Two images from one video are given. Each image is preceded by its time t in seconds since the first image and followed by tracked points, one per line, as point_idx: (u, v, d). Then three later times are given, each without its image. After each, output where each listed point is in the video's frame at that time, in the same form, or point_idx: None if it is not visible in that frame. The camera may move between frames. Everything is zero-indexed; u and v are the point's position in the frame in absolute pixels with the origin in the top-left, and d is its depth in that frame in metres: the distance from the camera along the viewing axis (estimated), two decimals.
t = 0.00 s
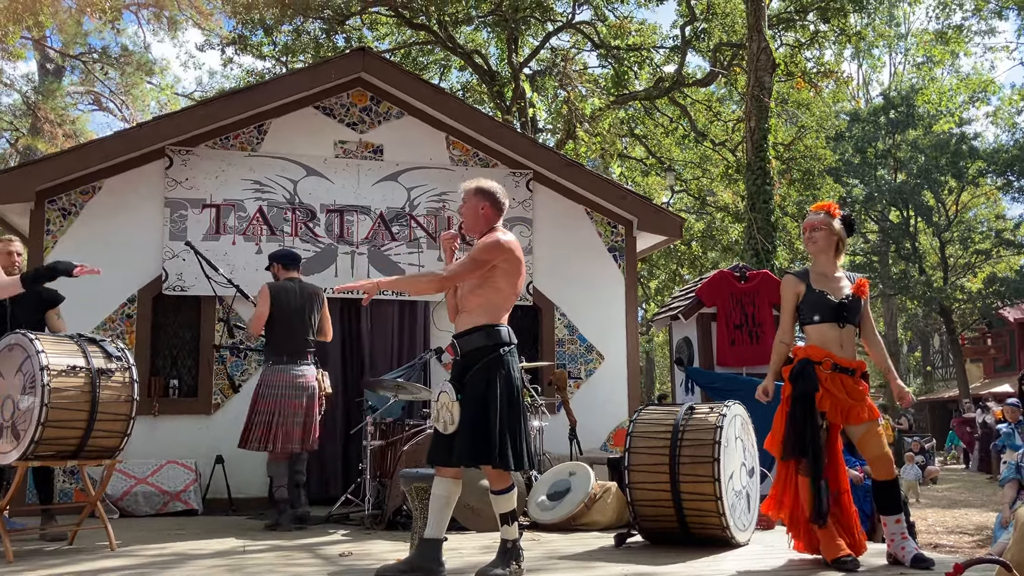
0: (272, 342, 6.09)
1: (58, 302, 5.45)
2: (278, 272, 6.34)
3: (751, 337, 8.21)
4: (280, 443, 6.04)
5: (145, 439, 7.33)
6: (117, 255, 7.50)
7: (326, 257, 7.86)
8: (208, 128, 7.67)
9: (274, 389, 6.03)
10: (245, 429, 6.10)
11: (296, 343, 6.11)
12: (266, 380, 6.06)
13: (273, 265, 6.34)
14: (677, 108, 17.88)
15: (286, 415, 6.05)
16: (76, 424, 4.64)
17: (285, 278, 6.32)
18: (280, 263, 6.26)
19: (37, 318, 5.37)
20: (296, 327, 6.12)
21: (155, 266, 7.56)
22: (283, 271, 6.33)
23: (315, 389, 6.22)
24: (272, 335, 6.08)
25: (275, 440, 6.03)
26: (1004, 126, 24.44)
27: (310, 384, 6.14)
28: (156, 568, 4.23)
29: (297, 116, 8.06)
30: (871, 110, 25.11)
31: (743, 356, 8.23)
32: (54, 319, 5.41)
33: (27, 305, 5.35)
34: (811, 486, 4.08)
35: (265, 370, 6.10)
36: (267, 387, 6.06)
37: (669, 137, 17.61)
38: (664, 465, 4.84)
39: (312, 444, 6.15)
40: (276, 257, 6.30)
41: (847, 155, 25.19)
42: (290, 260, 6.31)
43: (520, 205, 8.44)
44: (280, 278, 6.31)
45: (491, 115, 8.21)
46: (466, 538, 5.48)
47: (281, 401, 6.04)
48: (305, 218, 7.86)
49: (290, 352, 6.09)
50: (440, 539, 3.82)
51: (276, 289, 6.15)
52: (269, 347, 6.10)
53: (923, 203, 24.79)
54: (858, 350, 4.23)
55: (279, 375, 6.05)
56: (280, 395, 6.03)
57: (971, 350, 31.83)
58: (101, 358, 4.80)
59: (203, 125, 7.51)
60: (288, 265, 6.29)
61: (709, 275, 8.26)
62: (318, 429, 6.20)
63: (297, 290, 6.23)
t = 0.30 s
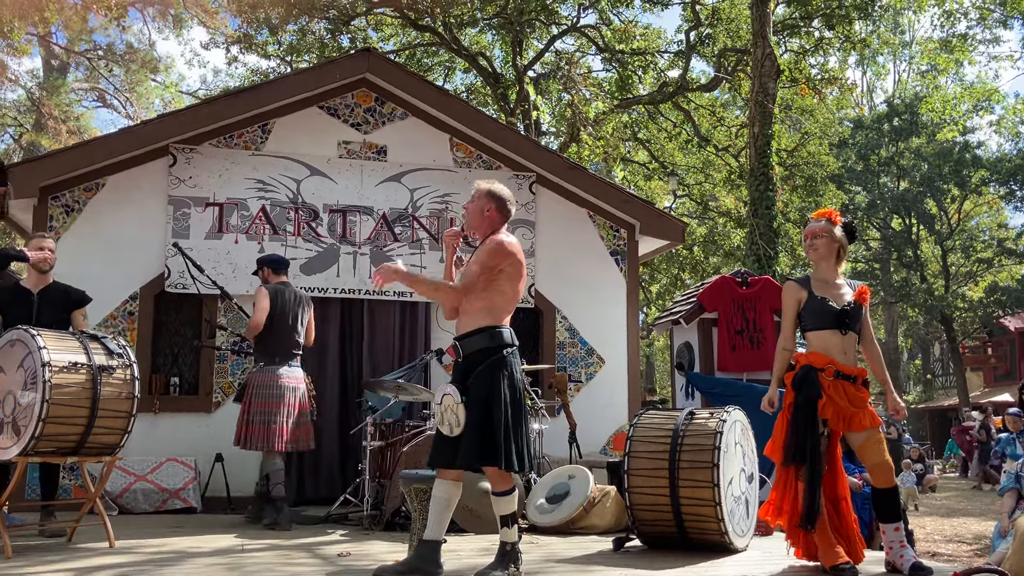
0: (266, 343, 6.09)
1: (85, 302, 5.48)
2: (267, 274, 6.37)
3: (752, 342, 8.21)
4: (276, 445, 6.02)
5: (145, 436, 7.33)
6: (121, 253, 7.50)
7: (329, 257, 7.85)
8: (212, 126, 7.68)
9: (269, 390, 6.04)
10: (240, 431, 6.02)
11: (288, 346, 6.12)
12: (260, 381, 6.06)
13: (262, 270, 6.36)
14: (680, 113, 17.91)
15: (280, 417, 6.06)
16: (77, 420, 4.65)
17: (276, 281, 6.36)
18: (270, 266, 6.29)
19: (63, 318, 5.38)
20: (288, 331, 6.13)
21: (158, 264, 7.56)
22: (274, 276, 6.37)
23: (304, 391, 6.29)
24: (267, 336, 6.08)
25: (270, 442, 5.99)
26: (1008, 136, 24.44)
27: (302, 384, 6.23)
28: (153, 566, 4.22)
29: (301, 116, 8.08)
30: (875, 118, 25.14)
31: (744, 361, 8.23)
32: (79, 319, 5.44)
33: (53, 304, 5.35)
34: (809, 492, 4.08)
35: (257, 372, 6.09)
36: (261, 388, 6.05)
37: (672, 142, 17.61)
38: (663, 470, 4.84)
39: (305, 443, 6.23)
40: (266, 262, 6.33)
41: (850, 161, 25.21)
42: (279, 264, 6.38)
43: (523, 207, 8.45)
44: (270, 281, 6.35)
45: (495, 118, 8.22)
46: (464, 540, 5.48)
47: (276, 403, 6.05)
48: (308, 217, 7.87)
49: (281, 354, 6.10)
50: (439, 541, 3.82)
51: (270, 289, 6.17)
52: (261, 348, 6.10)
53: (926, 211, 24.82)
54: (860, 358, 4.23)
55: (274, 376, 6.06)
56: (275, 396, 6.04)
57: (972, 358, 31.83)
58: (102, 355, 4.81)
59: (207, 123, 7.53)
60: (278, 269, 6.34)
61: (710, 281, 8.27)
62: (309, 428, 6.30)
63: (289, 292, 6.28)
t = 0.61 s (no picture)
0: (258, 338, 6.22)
1: (107, 301, 5.56)
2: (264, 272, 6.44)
3: (754, 347, 8.22)
4: (268, 439, 6.15)
5: (145, 432, 7.34)
6: (123, 248, 7.50)
7: (331, 255, 7.84)
8: (216, 123, 7.68)
9: (260, 387, 6.18)
10: (232, 427, 6.15)
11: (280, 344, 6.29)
12: (253, 378, 6.19)
13: (258, 268, 6.43)
14: (685, 116, 17.88)
15: (271, 412, 6.19)
16: (77, 415, 4.64)
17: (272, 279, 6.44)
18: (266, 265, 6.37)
19: (84, 313, 5.47)
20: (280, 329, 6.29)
21: (160, 260, 7.55)
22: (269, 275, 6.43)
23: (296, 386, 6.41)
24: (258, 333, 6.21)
25: (263, 436, 6.13)
26: (1012, 144, 24.39)
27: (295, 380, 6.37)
28: (151, 562, 4.21)
29: (306, 114, 8.07)
30: (879, 124, 25.13)
31: (746, 366, 8.23)
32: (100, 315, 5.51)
33: (76, 300, 5.43)
34: (811, 499, 4.06)
35: (249, 368, 6.23)
36: (254, 384, 6.19)
37: (676, 145, 17.60)
38: (663, 473, 4.82)
39: (301, 439, 6.32)
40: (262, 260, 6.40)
41: (854, 167, 25.21)
42: (277, 264, 6.46)
43: (526, 209, 8.44)
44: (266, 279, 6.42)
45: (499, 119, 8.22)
46: (462, 541, 5.47)
47: (268, 399, 6.19)
48: (310, 215, 7.87)
49: (274, 351, 6.25)
50: (438, 541, 3.81)
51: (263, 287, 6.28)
52: (252, 345, 6.24)
53: (929, 218, 24.78)
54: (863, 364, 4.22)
55: (266, 372, 6.22)
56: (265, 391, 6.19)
57: (973, 367, 31.77)
58: (103, 351, 4.80)
59: (211, 120, 7.53)
60: (275, 269, 6.42)
61: (713, 285, 8.27)
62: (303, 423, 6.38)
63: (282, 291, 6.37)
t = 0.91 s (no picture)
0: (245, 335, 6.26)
1: (113, 300, 5.57)
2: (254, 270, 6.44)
3: (755, 351, 8.21)
4: (256, 436, 6.21)
5: (146, 428, 7.34)
6: (126, 244, 7.50)
7: (334, 253, 7.85)
8: (220, 121, 7.69)
9: (249, 384, 6.21)
10: (219, 424, 6.18)
11: (269, 342, 6.32)
12: (242, 375, 6.21)
13: (250, 265, 6.44)
14: (689, 120, 17.89)
15: (259, 409, 6.23)
16: (77, 411, 4.64)
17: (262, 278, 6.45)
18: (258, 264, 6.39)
19: (91, 310, 5.47)
20: (271, 327, 6.33)
21: (163, 256, 7.56)
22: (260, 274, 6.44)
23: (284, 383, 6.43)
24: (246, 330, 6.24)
25: (252, 433, 6.19)
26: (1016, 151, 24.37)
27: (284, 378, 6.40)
28: (150, 558, 4.22)
29: (310, 113, 8.08)
30: (883, 130, 25.17)
31: (747, 370, 8.23)
32: (107, 314, 5.52)
33: (84, 296, 5.44)
34: (815, 504, 4.05)
35: (238, 365, 6.24)
36: (243, 381, 6.21)
37: (679, 148, 17.62)
38: (663, 476, 4.82)
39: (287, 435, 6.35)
40: (254, 259, 6.41)
41: (857, 173, 25.23)
42: (268, 262, 6.47)
43: (529, 210, 8.45)
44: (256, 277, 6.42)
45: (503, 119, 8.23)
46: (461, 541, 5.48)
47: (256, 396, 6.23)
48: (313, 214, 7.87)
49: (263, 348, 6.28)
50: (438, 540, 3.81)
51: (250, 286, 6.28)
52: (241, 342, 6.27)
53: (932, 224, 24.76)
54: (863, 369, 4.22)
55: (256, 369, 6.24)
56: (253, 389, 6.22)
57: (974, 373, 31.74)
58: (105, 346, 4.81)
59: (216, 117, 7.54)
60: (266, 267, 6.44)
61: (715, 288, 8.26)
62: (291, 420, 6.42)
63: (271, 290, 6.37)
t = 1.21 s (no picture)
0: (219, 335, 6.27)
1: (119, 297, 5.61)
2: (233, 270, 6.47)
3: (757, 354, 8.18)
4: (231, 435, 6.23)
5: (147, 425, 7.35)
6: (129, 241, 7.52)
7: (336, 252, 7.86)
8: (225, 119, 7.70)
9: (225, 384, 6.22)
10: (199, 421, 6.26)
11: (246, 342, 6.28)
12: (218, 375, 6.23)
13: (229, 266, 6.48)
14: (692, 122, 17.93)
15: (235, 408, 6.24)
16: (79, 407, 4.64)
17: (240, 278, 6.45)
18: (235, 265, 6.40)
19: (96, 307, 5.50)
20: (245, 328, 6.28)
21: (166, 253, 7.57)
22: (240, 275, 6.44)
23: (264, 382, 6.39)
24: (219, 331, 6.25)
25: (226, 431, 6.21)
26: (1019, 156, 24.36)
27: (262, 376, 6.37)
28: (151, 554, 4.23)
29: (314, 112, 8.10)
30: (886, 134, 25.29)
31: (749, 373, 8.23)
32: (112, 311, 5.56)
33: (89, 293, 5.47)
34: (815, 507, 4.06)
35: (217, 364, 6.27)
36: (221, 381, 6.23)
37: (683, 151, 17.65)
38: (664, 478, 4.83)
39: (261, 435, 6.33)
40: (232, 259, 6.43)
41: (860, 176, 25.34)
42: (247, 262, 6.45)
43: (532, 211, 8.46)
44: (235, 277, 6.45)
45: (507, 120, 8.23)
46: (461, 541, 5.49)
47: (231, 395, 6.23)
48: (317, 213, 7.88)
49: (239, 348, 6.25)
50: (438, 540, 3.82)
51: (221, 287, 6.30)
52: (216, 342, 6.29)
53: (934, 229, 24.75)
54: (865, 373, 4.23)
55: (231, 369, 6.23)
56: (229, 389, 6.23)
57: (976, 378, 31.71)
58: (107, 343, 4.82)
59: (220, 115, 7.55)
60: (244, 268, 6.44)
61: (718, 290, 8.27)
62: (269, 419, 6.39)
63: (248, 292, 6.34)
